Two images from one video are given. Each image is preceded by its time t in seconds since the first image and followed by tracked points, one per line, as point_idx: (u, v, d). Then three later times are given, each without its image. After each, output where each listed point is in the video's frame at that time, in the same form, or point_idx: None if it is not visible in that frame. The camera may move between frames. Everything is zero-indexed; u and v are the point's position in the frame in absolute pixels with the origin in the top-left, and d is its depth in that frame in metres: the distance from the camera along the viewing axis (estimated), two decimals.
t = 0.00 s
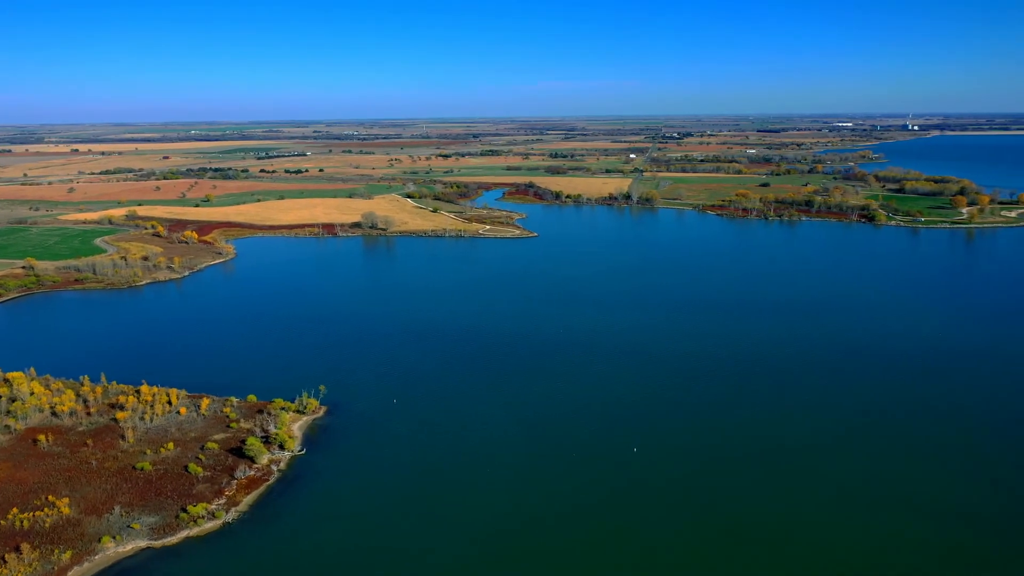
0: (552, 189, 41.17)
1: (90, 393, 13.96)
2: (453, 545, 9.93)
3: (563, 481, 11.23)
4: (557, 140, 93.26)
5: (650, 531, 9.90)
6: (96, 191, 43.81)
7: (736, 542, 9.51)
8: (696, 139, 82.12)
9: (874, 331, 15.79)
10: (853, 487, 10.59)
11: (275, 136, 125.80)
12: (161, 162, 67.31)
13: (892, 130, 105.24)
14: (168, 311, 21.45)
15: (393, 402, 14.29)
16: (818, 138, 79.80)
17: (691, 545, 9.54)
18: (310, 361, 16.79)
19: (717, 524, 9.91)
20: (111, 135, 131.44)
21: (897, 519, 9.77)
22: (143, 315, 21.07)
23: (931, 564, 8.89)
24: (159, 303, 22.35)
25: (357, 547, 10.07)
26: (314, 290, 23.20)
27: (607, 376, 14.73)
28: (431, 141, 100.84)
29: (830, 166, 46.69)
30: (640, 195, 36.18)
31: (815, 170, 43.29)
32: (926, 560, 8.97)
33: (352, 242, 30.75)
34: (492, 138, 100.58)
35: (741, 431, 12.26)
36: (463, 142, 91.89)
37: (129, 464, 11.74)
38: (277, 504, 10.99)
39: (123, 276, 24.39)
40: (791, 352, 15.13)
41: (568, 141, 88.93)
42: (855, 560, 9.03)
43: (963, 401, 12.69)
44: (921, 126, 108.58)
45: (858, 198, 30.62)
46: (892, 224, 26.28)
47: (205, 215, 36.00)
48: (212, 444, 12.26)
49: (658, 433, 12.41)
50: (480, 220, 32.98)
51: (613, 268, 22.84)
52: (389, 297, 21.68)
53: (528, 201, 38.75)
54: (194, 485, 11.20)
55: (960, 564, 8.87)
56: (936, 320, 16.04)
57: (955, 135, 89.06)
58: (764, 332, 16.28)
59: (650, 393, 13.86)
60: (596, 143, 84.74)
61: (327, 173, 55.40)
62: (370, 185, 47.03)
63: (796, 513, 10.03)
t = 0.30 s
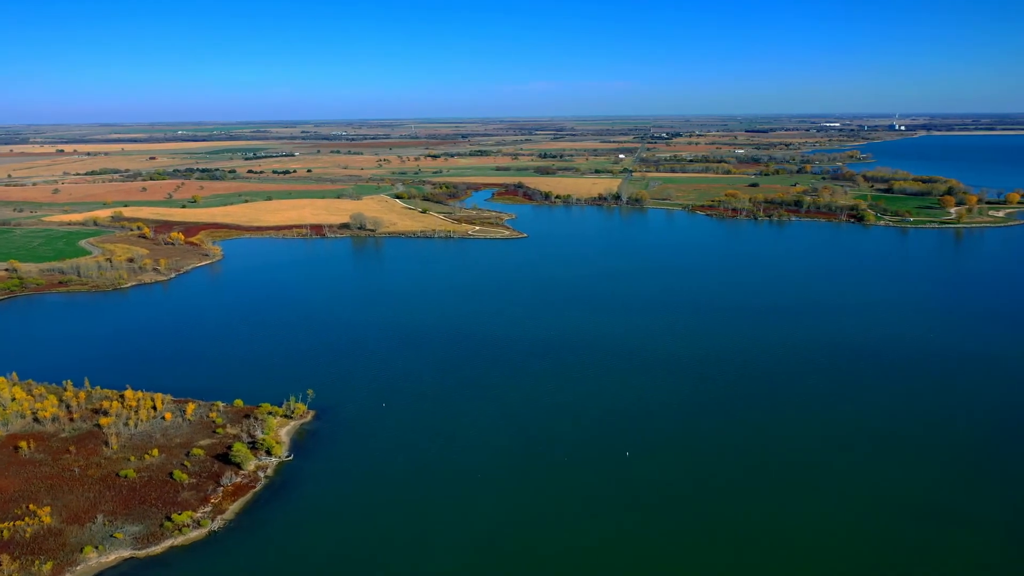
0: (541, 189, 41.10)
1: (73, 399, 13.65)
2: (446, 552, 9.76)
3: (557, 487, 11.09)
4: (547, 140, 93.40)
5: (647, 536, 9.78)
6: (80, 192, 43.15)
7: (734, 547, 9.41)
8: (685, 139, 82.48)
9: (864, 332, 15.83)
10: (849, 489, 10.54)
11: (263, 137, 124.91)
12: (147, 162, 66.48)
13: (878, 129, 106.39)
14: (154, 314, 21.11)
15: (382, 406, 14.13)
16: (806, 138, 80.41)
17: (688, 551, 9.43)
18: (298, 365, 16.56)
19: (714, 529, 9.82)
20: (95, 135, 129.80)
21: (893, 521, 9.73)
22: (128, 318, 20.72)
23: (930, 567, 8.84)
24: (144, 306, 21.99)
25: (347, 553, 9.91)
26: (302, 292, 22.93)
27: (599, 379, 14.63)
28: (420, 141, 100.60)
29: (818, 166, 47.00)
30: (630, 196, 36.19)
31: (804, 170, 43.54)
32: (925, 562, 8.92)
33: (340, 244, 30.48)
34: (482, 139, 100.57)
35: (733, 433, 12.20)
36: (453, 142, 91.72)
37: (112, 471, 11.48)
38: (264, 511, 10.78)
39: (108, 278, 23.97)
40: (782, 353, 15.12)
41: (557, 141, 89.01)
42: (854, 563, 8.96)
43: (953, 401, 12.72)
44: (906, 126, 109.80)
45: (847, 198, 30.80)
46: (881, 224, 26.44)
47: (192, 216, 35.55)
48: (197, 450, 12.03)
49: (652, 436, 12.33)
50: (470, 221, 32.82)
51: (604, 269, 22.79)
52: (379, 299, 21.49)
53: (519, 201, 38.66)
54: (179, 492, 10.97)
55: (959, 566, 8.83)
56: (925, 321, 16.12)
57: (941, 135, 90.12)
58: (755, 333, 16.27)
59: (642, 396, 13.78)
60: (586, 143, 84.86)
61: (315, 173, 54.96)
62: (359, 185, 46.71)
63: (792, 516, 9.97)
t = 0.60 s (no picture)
0: (531, 189, 41.03)
1: (56, 404, 13.37)
2: (442, 559, 9.56)
3: (555, 490, 10.96)
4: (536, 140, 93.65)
5: (648, 539, 9.66)
6: (64, 193, 42.53)
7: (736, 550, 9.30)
8: (674, 139, 83.02)
9: (856, 332, 15.84)
10: (850, 490, 10.47)
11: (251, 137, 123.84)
12: (133, 163, 65.77)
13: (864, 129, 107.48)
14: (139, 316, 20.78)
15: (372, 410, 13.93)
16: (793, 138, 81.12)
17: (686, 552, 9.35)
18: (285, 369, 16.32)
19: (716, 530, 9.72)
20: (81, 135, 128.32)
21: (895, 522, 9.67)
22: (112, 321, 20.37)
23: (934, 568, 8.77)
24: (130, 308, 21.63)
25: (337, 560, 9.73)
26: (290, 295, 22.67)
27: (592, 381, 14.52)
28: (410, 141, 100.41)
29: (806, 166, 47.30)
30: (620, 196, 36.18)
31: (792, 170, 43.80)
32: (930, 563, 8.84)
33: (328, 245, 30.18)
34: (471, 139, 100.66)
35: (727, 435, 12.14)
36: (442, 142, 91.54)
37: (95, 479, 11.21)
38: (250, 519, 10.55)
39: (92, 281, 23.56)
40: (773, 353, 15.11)
41: (547, 141, 89.13)
42: (858, 564, 8.87)
43: (945, 401, 12.71)
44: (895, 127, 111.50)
45: (835, 198, 30.98)
46: (870, 224, 26.59)
47: (178, 217, 35.12)
48: (183, 456, 11.78)
49: (648, 439, 12.22)
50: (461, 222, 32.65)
51: (595, 270, 22.74)
52: (369, 301, 21.29)
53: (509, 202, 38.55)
54: (164, 500, 10.73)
55: (962, 566, 8.77)
56: (916, 321, 16.16)
57: (928, 135, 91.09)
58: (746, 333, 16.24)
59: (635, 398, 13.69)
60: (575, 143, 85.04)
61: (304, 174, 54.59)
62: (347, 186, 46.39)
63: (794, 517, 9.89)
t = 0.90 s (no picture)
0: (521, 189, 40.93)
1: (37, 410, 13.06)
2: (437, 566, 9.43)
3: (553, 494, 10.85)
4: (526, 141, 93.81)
5: (648, 543, 9.58)
6: (47, 194, 41.86)
7: (737, 552, 9.24)
8: (663, 140, 83.38)
9: (846, 332, 15.86)
10: (849, 490, 10.45)
11: (240, 137, 123.09)
12: (118, 163, 64.95)
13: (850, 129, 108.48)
14: (124, 319, 20.42)
15: (361, 414, 13.75)
16: (781, 138, 81.76)
17: (685, 554, 9.30)
18: (273, 372, 16.08)
19: (716, 533, 9.65)
20: (65, 135, 126.65)
21: (895, 522, 9.64)
22: (96, 324, 20.00)
23: (935, 568, 8.74)
24: (115, 310, 21.28)
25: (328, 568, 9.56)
26: (278, 297, 22.38)
27: (585, 382, 14.41)
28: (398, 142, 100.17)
29: (794, 166, 47.58)
30: (609, 196, 36.15)
31: (780, 170, 44.04)
32: (931, 564, 8.81)
33: (316, 246, 29.88)
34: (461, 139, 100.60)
35: (722, 436, 12.08)
36: (431, 142, 91.43)
37: (77, 487, 10.95)
38: (237, 527, 10.33)
39: (76, 283, 23.13)
40: (764, 354, 15.09)
41: (535, 142, 89.30)
42: (858, 566, 8.83)
43: (936, 401, 12.74)
44: (881, 127, 112.73)
45: (824, 198, 31.15)
46: (859, 224, 26.74)
47: (164, 218, 34.64)
48: (167, 463, 11.53)
49: (645, 440, 12.14)
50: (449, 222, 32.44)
51: (586, 271, 22.67)
52: (359, 302, 21.09)
53: (498, 202, 38.43)
54: (148, 508, 10.48)
55: (963, 567, 8.75)
56: (907, 321, 16.22)
57: (914, 135, 92.03)
58: (737, 334, 16.23)
59: (628, 399, 13.63)
60: (565, 143, 85.30)
61: (291, 174, 54.19)
62: (335, 186, 45.99)
63: (793, 518, 9.84)
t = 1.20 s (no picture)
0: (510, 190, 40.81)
1: (19, 416, 12.77)
2: (431, 570, 9.29)
3: (551, 495, 10.76)
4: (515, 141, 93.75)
5: (648, 545, 9.50)
6: (30, 195, 41.19)
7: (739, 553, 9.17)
8: (652, 140, 83.57)
9: (837, 332, 15.89)
10: (847, 490, 10.43)
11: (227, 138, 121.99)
12: (103, 163, 64.06)
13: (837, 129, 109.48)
14: (109, 322, 20.07)
15: (351, 418, 13.56)
16: (769, 138, 82.31)
17: (682, 555, 9.25)
18: (261, 376, 15.83)
19: (718, 535, 9.58)
20: (56, 134, 125.91)
21: (895, 521, 9.64)
22: (80, 327, 19.64)
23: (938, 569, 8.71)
24: (100, 313, 20.93)
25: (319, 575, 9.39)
26: (266, 299, 22.10)
27: (579, 384, 14.30)
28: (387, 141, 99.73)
29: (784, 166, 47.92)
30: (599, 196, 36.12)
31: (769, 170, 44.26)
32: (934, 565, 8.78)
33: (304, 248, 29.57)
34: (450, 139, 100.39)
35: (718, 436, 12.03)
36: (420, 143, 91.12)
37: (59, 495, 10.68)
38: (223, 536, 10.12)
39: (60, 285, 22.71)
40: (756, 354, 15.08)
41: (525, 142, 89.25)
42: (854, 565, 8.82)
43: (929, 401, 12.75)
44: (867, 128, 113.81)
45: (813, 198, 31.31)
46: (848, 224, 26.88)
47: (150, 219, 34.17)
48: (151, 470, 11.29)
49: (641, 441, 12.06)
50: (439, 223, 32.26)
51: (576, 272, 22.61)
52: (348, 304, 20.88)
53: (488, 203, 38.28)
54: (132, 516, 10.25)
55: (966, 568, 8.71)
56: (897, 321, 16.28)
57: (900, 135, 92.99)
58: (729, 334, 16.20)
59: (620, 399, 13.55)
60: (554, 143, 85.33)
61: (279, 175, 53.73)
62: (323, 187, 45.61)
63: (794, 518, 9.82)
